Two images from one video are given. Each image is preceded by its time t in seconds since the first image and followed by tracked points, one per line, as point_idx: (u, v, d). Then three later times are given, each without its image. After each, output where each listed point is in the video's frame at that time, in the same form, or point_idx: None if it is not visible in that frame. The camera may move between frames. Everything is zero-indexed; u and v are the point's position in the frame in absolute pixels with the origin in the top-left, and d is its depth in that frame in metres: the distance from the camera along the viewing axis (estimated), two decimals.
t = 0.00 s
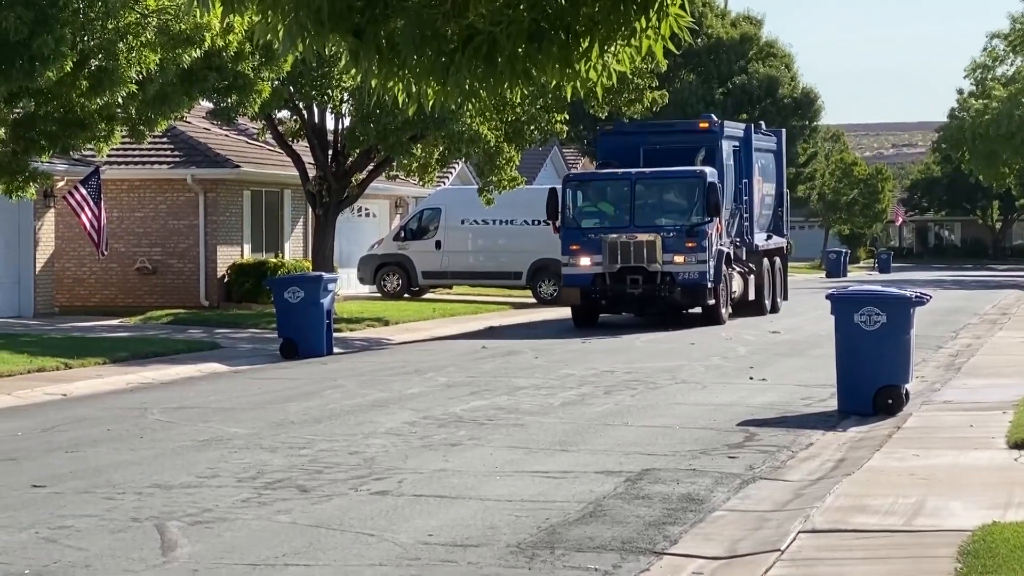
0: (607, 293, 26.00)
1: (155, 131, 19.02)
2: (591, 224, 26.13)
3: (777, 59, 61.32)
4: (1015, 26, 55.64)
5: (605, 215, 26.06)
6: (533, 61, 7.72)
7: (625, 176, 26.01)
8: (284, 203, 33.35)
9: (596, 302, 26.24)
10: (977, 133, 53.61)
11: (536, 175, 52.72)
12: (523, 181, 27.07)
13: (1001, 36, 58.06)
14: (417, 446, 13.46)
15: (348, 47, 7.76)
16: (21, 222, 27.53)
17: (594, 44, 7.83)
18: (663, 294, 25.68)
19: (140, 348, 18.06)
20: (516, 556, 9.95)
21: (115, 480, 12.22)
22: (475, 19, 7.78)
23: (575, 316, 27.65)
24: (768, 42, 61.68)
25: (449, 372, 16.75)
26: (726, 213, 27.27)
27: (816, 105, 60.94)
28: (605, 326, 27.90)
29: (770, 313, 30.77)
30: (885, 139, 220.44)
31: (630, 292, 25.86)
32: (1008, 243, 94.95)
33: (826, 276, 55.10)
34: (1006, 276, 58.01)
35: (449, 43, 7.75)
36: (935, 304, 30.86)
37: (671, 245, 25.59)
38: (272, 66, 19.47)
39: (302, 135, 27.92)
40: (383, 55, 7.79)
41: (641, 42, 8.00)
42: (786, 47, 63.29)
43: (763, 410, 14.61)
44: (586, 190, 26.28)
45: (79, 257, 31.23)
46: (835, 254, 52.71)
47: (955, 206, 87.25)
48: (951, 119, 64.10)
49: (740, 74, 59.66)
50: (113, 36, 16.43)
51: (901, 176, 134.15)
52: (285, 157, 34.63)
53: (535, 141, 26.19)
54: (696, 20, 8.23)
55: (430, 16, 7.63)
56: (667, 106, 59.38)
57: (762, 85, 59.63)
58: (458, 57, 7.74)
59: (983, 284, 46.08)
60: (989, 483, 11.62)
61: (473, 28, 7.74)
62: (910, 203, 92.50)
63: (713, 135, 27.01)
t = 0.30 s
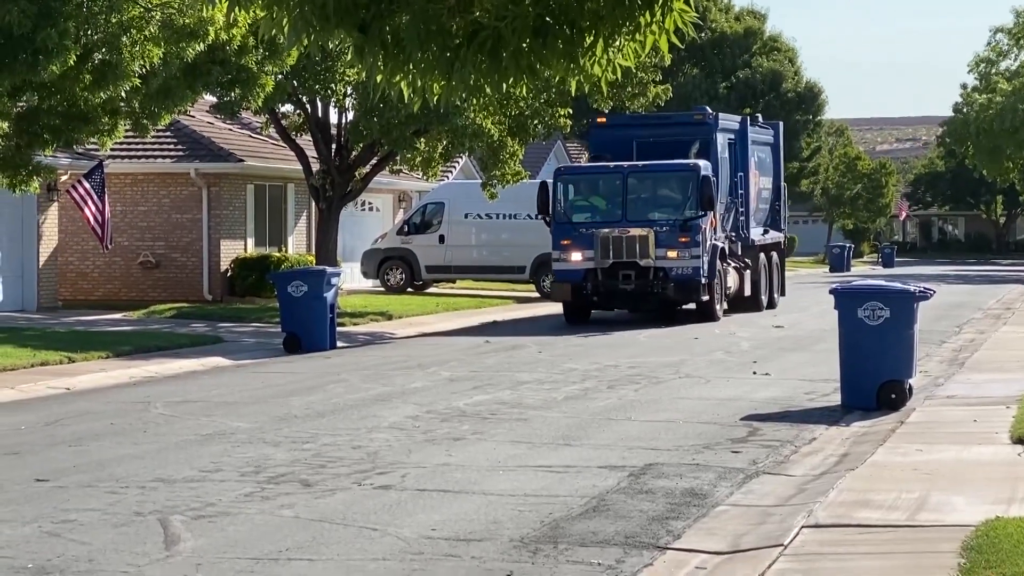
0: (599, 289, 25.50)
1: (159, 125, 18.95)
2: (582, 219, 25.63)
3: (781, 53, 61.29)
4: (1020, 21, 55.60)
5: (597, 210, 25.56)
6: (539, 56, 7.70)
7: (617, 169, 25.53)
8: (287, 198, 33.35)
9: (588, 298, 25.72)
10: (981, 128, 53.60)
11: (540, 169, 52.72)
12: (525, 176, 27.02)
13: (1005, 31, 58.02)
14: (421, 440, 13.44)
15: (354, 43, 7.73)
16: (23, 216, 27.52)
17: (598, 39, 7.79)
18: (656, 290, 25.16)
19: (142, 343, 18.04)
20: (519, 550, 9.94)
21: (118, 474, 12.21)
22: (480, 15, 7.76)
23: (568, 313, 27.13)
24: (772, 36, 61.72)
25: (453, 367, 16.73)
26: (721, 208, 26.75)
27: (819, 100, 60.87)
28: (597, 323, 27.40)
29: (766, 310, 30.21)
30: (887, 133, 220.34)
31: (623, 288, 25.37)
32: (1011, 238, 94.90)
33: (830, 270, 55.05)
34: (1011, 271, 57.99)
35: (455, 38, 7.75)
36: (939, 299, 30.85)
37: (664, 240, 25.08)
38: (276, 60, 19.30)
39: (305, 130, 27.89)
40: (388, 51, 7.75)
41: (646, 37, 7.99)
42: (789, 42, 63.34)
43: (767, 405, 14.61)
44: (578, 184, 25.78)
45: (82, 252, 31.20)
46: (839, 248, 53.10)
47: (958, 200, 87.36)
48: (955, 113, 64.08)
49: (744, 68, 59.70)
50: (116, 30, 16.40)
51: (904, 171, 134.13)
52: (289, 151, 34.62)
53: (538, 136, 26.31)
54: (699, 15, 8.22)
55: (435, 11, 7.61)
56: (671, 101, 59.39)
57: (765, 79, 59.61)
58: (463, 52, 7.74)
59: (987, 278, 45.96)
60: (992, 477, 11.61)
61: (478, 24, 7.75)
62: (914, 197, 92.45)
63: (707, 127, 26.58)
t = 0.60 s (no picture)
0: (587, 286, 24.98)
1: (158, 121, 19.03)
2: (570, 215, 25.11)
3: (781, 49, 61.37)
4: (1019, 17, 55.70)
5: (585, 205, 25.06)
6: (539, 52, 7.68)
7: (606, 164, 25.01)
8: (287, 194, 33.37)
9: (575, 296, 25.24)
10: (981, 124, 53.66)
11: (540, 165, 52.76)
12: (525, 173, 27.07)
13: (1004, 28, 58.10)
14: (420, 436, 13.45)
15: (353, 38, 7.73)
16: (22, 212, 27.49)
17: (600, 33, 7.78)
18: (645, 287, 24.69)
19: (141, 339, 18.04)
20: (518, 546, 9.95)
21: (118, 470, 12.21)
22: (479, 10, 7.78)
23: (554, 310, 26.64)
24: (772, 32, 61.79)
25: (452, 362, 16.73)
26: (712, 204, 26.22)
27: (819, 96, 60.58)
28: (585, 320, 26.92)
29: (759, 307, 29.68)
30: (887, 130, 220.56)
31: (611, 285, 24.87)
32: (1011, 235, 94.97)
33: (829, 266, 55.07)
34: (1010, 267, 58.03)
35: (454, 34, 7.76)
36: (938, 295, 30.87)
37: (653, 236, 24.61)
38: (275, 55, 19.41)
39: (305, 125, 27.86)
40: (387, 46, 7.77)
41: (647, 33, 8.02)
42: (789, 39, 63.40)
43: (766, 401, 14.62)
44: (566, 179, 25.26)
45: (81, 247, 31.16)
46: (838, 244, 53.04)
47: (958, 196, 87.44)
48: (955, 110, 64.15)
49: (744, 64, 59.75)
50: (115, 25, 16.39)
51: (904, 168, 134.30)
52: (288, 146, 34.61)
53: (538, 132, 26.36)
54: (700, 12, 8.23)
55: (433, 7, 7.62)
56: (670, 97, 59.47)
57: (765, 75, 59.67)
58: (463, 48, 7.72)
59: (987, 274, 46.01)
60: (991, 474, 11.63)
61: (477, 19, 7.74)
62: (913, 194, 92.53)
63: (698, 122, 25.94)
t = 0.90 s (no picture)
0: (571, 286, 24.43)
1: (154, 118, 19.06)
2: (554, 213, 24.52)
3: (777, 48, 61.42)
4: (1015, 16, 55.75)
5: (570, 203, 24.50)
6: (535, 50, 7.68)
7: (592, 161, 24.47)
8: (284, 191, 33.33)
9: (560, 296, 24.64)
10: (977, 121, 53.65)
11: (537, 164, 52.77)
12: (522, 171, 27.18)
13: (1000, 26, 58.14)
14: (417, 434, 13.44)
15: (349, 36, 7.74)
16: (19, 208, 27.43)
17: (595, 33, 7.82)
18: (631, 287, 24.14)
19: (138, 337, 18.02)
20: (515, 544, 9.94)
21: (114, 468, 12.20)
22: (475, 9, 7.80)
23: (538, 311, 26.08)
24: (768, 30, 61.77)
25: (449, 361, 16.73)
26: (699, 202, 25.70)
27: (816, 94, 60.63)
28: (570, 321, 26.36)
29: (749, 307, 29.19)
30: (884, 128, 220.61)
31: (596, 286, 24.32)
32: (1008, 233, 95.00)
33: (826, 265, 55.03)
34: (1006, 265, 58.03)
35: (450, 32, 7.76)
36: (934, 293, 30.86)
37: (640, 235, 24.10)
38: (272, 53, 19.42)
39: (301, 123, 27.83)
40: (382, 45, 7.75)
41: (643, 32, 8.10)
42: (786, 37, 63.39)
43: (763, 398, 14.62)
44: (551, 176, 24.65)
45: (78, 245, 31.12)
46: (835, 241, 53.13)
47: (954, 195, 87.45)
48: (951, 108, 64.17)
49: (741, 62, 59.70)
50: (111, 23, 16.40)
51: (900, 166, 134.33)
52: (285, 144, 34.58)
53: (535, 131, 26.48)
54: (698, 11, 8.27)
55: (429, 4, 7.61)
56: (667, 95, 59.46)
57: (762, 74, 59.70)
58: (460, 46, 7.72)
59: (984, 274, 46.01)
60: (987, 472, 11.64)
61: (473, 18, 7.76)
62: (909, 192, 92.56)
63: (686, 117, 25.25)
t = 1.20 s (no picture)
0: (555, 288, 23.95)
1: (150, 120, 18.98)
2: (538, 214, 24.05)
3: (772, 48, 61.45)
4: (1010, 16, 55.85)
5: (554, 203, 24.01)
6: (531, 52, 7.70)
7: (576, 161, 23.99)
8: (280, 192, 33.34)
9: (544, 298, 24.18)
10: (972, 122, 53.71)
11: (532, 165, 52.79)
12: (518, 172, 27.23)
13: (995, 27, 58.22)
14: (413, 435, 13.45)
15: (344, 38, 7.68)
16: (15, 208, 27.58)
17: (591, 34, 7.85)
18: (616, 289, 23.65)
19: (135, 338, 18.02)
20: (511, 545, 9.95)
21: (110, 469, 12.21)
22: (471, 11, 7.82)
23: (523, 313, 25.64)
24: (764, 31, 61.76)
25: (445, 361, 16.73)
26: (686, 202, 25.20)
27: (810, 96, 61.20)
28: (556, 324, 25.92)
29: (736, 309, 28.68)
30: (881, 130, 220.71)
31: (581, 288, 23.83)
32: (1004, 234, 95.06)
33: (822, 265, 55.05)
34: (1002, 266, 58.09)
35: (446, 34, 7.75)
36: (930, 294, 30.88)
37: (625, 236, 23.60)
38: (268, 54, 19.46)
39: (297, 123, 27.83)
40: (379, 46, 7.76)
41: (639, 33, 8.09)
42: (782, 38, 63.40)
43: (759, 399, 14.63)
44: (534, 177, 24.15)
45: (74, 246, 31.07)
46: (831, 241, 53.22)
47: (950, 196, 87.52)
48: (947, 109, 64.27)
49: (737, 63, 59.55)
50: (108, 24, 16.40)
51: (896, 167, 134.39)
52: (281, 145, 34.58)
53: (530, 131, 26.52)
54: (691, 13, 8.28)
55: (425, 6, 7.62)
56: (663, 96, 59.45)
57: (758, 75, 59.74)
58: (456, 48, 7.73)
59: (978, 274, 46.11)
60: (983, 473, 11.65)
61: (469, 21, 7.78)
62: (905, 193, 92.61)
63: (672, 116, 24.79)
